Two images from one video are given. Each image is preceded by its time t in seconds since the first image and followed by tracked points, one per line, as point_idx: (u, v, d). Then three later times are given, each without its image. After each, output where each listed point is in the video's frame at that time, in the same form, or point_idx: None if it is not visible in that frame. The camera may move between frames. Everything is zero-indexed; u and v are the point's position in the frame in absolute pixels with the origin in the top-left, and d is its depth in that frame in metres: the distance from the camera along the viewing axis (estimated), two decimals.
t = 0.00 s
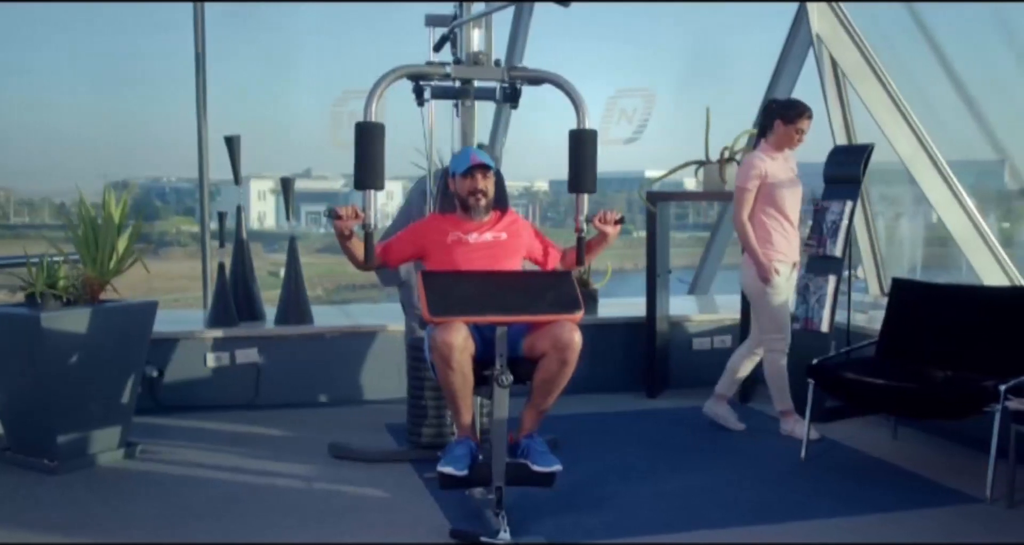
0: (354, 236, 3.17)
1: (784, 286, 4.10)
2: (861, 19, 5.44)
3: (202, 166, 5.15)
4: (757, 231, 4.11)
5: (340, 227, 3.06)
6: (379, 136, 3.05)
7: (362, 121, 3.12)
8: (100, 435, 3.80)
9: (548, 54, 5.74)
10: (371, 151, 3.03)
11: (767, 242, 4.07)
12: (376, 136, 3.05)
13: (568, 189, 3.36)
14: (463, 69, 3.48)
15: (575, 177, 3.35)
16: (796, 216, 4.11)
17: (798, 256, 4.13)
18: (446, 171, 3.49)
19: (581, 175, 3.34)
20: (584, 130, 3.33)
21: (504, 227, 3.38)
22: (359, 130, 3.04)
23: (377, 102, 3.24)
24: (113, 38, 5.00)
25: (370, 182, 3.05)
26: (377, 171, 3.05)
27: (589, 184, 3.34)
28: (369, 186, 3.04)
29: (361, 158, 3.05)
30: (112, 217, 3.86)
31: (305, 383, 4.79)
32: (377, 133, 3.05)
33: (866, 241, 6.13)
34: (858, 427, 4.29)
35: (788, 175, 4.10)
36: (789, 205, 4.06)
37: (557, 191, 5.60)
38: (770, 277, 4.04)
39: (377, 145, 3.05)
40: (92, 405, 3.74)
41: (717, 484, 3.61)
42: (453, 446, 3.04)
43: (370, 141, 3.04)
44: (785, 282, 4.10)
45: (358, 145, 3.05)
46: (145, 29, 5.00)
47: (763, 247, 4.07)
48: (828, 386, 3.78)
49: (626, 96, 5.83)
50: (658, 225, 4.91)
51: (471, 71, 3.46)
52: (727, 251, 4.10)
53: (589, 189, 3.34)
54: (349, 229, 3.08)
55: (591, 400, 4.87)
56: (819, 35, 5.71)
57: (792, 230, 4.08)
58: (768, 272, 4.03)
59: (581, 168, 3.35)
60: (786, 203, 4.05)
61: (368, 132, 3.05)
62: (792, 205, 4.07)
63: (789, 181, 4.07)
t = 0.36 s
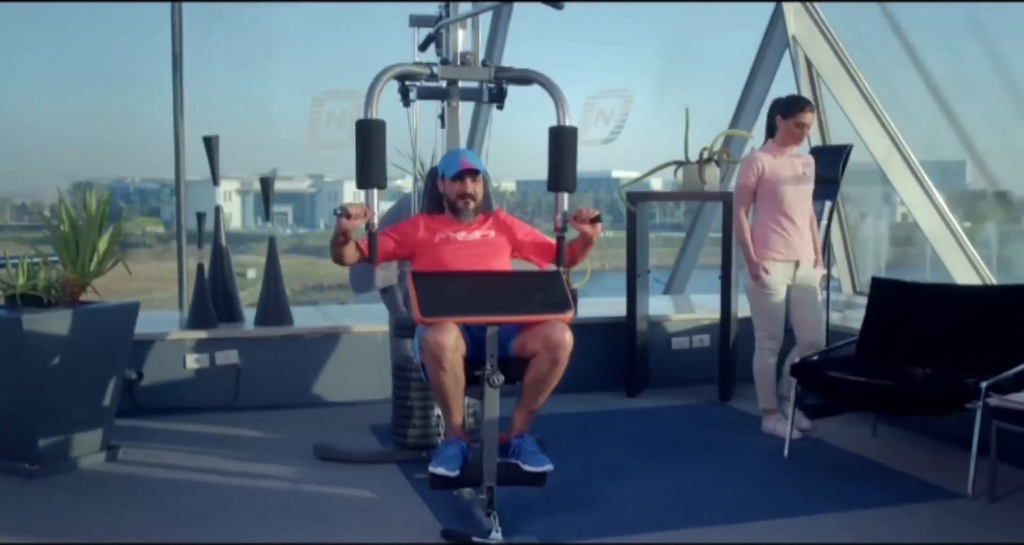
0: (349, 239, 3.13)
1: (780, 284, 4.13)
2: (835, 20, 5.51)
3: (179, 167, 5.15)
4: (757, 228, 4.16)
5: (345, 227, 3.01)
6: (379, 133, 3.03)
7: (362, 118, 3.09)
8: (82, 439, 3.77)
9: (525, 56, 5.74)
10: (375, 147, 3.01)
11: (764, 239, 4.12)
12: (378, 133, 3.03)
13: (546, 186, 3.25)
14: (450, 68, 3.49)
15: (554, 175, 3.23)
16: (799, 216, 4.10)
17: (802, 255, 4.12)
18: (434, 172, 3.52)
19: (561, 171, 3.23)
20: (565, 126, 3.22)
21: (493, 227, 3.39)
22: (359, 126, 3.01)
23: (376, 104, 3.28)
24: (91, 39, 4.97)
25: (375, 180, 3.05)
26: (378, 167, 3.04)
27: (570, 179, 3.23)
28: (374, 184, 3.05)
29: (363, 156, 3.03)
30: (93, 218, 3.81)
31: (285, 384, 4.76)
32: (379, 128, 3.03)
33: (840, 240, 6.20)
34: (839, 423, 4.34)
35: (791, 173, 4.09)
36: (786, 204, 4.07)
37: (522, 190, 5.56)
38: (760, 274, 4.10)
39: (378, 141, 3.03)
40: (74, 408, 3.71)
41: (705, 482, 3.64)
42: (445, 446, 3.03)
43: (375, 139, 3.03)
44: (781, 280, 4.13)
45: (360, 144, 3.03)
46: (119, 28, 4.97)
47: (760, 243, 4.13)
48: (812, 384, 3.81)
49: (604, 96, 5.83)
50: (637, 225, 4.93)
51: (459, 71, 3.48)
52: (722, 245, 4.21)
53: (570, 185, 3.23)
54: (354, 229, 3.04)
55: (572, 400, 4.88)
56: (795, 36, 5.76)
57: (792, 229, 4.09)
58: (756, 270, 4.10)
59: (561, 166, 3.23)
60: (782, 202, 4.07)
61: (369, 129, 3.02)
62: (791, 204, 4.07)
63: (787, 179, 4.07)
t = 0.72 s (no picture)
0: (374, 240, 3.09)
1: (774, 284, 4.20)
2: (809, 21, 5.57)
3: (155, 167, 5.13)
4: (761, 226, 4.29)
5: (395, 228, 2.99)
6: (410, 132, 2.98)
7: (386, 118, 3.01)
8: (63, 442, 3.73)
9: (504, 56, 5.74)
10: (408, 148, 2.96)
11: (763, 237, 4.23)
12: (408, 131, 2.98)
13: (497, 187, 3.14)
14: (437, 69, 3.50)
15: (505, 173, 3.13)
16: (793, 216, 4.16)
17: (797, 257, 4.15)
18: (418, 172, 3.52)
19: (512, 169, 3.12)
20: (518, 122, 3.11)
21: (479, 227, 3.40)
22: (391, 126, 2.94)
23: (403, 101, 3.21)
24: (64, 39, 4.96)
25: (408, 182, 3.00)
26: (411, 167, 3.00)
27: (521, 179, 3.13)
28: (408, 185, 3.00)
29: (395, 155, 2.96)
30: (74, 219, 3.78)
31: (264, 386, 4.74)
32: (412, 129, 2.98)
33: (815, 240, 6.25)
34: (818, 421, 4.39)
35: (789, 172, 4.15)
36: (778, 204, 4.18)
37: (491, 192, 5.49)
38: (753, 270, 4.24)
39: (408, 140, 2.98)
40: (56, 411, 3.67)
41: (690, 480, 3.66)
42: (435, 447, 3.04)
43: (407, 139, 2.98)
44: (779, 279, 4.20)
45: (393, 146, 2.96)
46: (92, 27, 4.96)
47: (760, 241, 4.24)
48: (795, 382, 3.85)
49: (583, 97, 5.84)
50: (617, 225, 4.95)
51: (445, 71, 3.49)
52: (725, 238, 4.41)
53: (521, 186, 3.12)
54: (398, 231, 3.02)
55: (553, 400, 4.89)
56: (771, 38, 5.82)
57: (783, 228, 4.16)
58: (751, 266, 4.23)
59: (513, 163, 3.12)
60: (773, 200, 4.18)
61: (400, 130, 2.96)
62: (782, 204, 4.17)
63: (781, 178, 4.15)
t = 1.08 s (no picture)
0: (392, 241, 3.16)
1: (765, 282, 4.40)
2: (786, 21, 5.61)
3: (130, 166, 5.09)
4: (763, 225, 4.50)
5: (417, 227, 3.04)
6: (424, 130, 2.98)
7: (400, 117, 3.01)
8: (45, 445, 3.68)
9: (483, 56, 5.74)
10: (422, 148, 2.98)
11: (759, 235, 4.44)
12: (422, 131, 2.99)
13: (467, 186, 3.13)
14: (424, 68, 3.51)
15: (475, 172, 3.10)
16: (785, 216, 4.33)
17: (786, 257, 4.32)
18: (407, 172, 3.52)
19: (483, 169, 3.09)
20: (488, 122, 3.06)
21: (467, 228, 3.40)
22: (404, 126, 2.95)
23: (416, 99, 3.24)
24: (39, 38, 4.91)
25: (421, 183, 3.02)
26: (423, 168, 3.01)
27: (491, 179, 3.09)
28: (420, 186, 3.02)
29: (412, 157, 2.98)
30: (56, 220, 3.74)
31: (243, 387, 4.71)
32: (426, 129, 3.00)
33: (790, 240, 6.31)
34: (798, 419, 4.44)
35: (779, 174, 4.33)
36: (771, 204, 4.37)
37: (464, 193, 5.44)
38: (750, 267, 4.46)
39: (422, 139, 2.99)
40: (37, 413, 3.63)
41: (676, 479, 3.68)
42: (426, 447, 3.04)
43: (420, 140, 2.98)
44: (768, 277, 4.40)
45: (407, 146, 2.97)
46: (69, 26, 4.91)
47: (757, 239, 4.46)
48: (778, 380, 3.89)
49: (559, 98, 5.86)
50: (598, 225, 4.98)
51: (432, 71, 3.49)
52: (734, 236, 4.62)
53: (492, 186, 3.08)
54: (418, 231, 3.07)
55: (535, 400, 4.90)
56: (749, 39, 5.86)
57: (776, 228, 4.35)
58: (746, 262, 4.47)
59: (483, 166, 3.09)
60: (768, 200, 4.38)
61: (413, 130, 2.97)
62: (776, 203, 4.35)
63: (771, 179, 4.35)
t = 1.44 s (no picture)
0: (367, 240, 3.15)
1: (744, 280, 4.46)
2: (765, 23, 5.64)
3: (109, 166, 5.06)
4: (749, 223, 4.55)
5: (390, 228, 3.05)
6: (401, 130, 3.00)
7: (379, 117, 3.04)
8: (28, 448, 3.64)
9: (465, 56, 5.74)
10: (398, 147, 2.98)
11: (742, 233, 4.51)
12: (400, 131, 3.00)
13: (470, 186, 3.16)
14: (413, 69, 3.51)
15: (477, 172, 3.14)
16: (761, 216, 4.39)
17: (763, 255, 4.38)
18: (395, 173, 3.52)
19: (484, 170, 3.14)
20: (488, 123, 3.11)
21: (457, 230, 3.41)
22: (383, 124, 2.98)
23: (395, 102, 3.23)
24: (16, 36, 4.85)
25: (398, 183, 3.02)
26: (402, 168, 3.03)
27: (491, 179, 3.14)
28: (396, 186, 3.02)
29: (389, 155, 2.99)
30: (37, 221, 3.72)
31: (224, 389, 4.68)
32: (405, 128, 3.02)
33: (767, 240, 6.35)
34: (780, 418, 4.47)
35: (757, 172, 4.39)
36: (752, 202, 4.43)
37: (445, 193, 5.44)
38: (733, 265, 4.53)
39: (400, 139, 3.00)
40: (20, 416, 3.59)
41: (663, 478, 3.70)
42: (417, 447, 3.03)
43: (398, 139, 2.99)
44: (748, 275, 4.45)
45: (384, 146, 2.99)
46: (47, 26, 4.86)
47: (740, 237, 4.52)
48: (763, 380, 3.91)
49: (540, 98, 5.87)
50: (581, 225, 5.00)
51: (421, 72, 3.50)
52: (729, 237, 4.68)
53: (492, 186, 3.14)
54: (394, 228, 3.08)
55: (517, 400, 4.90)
56: (728, 41, 5.89)
57: (753, 227, 4.42)
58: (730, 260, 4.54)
59: (484, 162, 3.13)
60: (748, 200, 4.45)
61: (392, 129, 2.99)
62: (754, 203, 4.42)
63: (751, 177, 4.42)
